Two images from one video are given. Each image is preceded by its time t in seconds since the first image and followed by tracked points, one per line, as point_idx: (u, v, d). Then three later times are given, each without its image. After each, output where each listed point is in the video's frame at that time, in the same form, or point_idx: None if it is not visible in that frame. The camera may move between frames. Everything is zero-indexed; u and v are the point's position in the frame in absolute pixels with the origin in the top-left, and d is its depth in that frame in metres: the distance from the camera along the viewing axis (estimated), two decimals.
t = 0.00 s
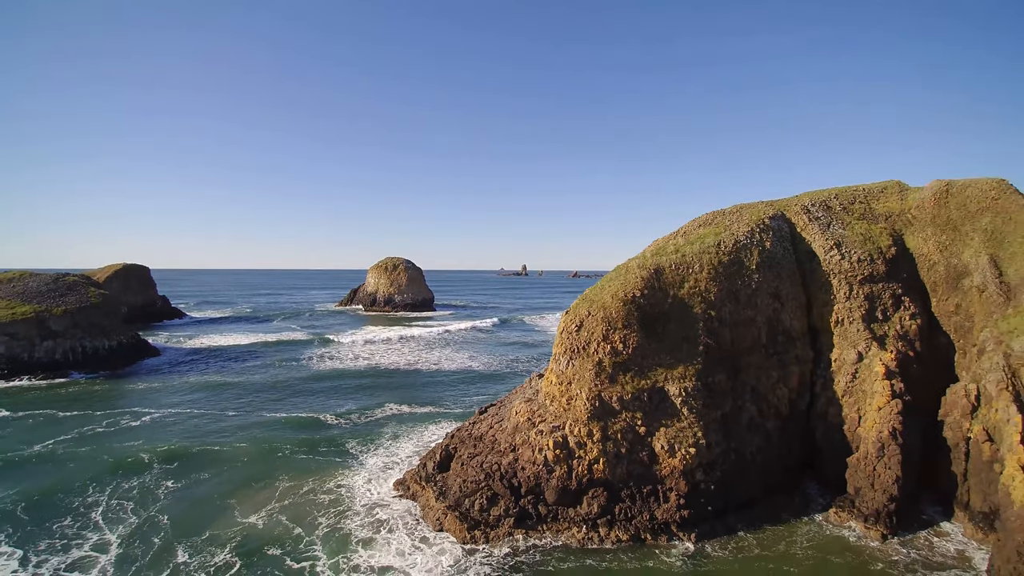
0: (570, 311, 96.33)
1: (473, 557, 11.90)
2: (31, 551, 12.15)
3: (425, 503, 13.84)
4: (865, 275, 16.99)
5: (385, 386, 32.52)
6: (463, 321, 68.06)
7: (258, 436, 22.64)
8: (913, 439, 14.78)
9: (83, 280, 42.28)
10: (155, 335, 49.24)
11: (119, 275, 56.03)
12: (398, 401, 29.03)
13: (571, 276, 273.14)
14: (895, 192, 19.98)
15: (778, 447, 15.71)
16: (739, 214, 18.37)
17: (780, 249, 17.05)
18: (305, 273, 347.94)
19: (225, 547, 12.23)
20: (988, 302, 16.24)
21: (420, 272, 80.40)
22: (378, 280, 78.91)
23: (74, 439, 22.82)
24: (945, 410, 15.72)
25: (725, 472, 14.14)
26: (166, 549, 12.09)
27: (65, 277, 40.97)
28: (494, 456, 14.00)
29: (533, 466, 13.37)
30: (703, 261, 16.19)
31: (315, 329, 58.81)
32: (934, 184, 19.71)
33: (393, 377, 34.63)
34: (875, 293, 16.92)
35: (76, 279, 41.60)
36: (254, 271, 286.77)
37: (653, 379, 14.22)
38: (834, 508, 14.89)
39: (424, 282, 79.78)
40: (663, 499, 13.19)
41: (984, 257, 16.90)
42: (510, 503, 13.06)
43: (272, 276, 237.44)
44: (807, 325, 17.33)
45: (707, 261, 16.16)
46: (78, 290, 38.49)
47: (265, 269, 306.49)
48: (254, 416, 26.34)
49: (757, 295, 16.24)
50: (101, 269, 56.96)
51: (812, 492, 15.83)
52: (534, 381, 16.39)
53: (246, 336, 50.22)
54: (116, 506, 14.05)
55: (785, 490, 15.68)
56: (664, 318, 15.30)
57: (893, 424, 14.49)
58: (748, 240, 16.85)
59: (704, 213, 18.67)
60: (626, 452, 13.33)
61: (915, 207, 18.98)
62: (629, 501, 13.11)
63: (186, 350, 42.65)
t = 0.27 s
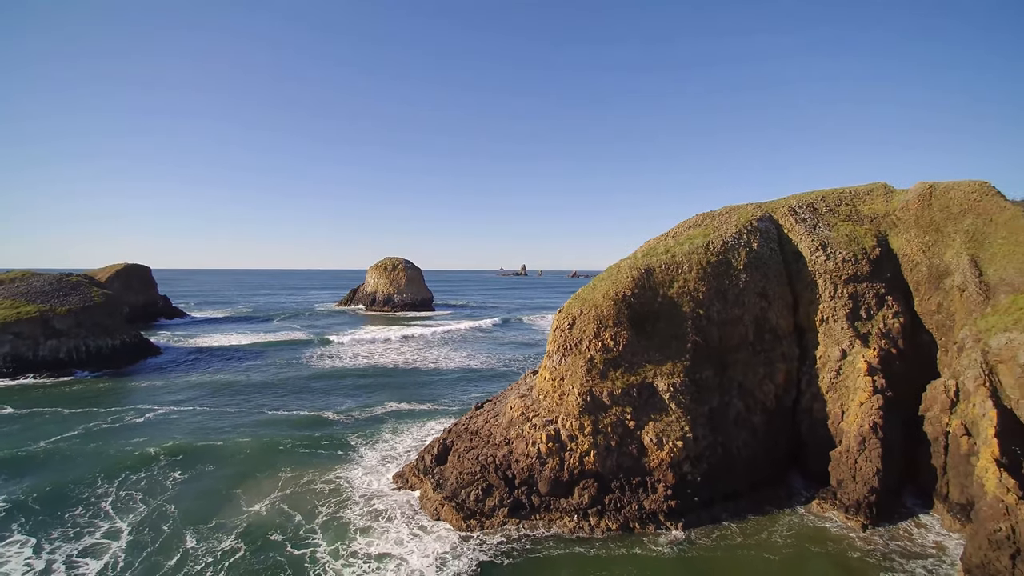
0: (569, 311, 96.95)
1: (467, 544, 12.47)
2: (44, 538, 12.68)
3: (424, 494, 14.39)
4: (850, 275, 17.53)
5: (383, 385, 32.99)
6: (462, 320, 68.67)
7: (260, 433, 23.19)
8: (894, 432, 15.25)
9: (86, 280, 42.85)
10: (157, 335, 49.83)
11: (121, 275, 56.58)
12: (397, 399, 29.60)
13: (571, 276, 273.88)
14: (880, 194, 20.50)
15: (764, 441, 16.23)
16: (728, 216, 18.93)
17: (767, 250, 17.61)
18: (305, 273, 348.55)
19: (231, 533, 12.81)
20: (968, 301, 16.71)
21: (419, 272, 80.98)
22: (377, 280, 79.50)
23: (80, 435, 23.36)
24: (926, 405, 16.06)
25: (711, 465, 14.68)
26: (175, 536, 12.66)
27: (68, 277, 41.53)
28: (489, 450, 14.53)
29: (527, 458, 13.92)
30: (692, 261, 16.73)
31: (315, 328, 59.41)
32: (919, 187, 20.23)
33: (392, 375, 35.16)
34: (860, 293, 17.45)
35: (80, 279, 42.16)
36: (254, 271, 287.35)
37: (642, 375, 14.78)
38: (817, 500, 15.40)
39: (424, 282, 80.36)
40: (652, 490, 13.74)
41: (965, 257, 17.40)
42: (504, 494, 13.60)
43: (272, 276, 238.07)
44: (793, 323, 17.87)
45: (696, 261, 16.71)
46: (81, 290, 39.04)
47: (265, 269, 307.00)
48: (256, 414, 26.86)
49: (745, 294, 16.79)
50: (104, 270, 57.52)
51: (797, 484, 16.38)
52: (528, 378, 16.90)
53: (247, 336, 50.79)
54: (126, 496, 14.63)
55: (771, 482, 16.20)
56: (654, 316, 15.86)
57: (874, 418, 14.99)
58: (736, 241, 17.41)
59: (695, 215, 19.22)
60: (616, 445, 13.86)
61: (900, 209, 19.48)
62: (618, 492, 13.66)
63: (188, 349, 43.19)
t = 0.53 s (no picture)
0: (568, 311, 97.59)
1: (462, 532, 13.01)
2: (57, 526, 13.22)
3: (421, 486, 14.95)
4: (835, 275, 18.07)
5: (381, 384, 33.46)
6: (461, 320, 69.28)
7: (262, 429, 23.78)
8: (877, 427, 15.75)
9: (89, 280, 43.41)
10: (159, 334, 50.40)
11: (123, 275, 57.15)
12: (397, 397, 30.21)
13: (570, 276, 274.56)
14: (867, 197, 21.02)
15: (751, 435, 16.77)
16: (717, 218, 19.49)
17: (755, 251, 18.16)
18: (305, 273, 349.17)
19: (236, 521, 13.37)
20: (950, 301, 17.14)
21: (419, 272, 81.60)
22: (377, 280, 80.11)
23: (86, 431, 23.92)
24: (908, 401, 16.54)
25: (699, 458, 15.22)
26: (182, 523, 13.23)
27: (72, 276, 42.09)
28: (484, 443, 15.07)
29: (521, 451, 14.47)
30: (682, 262, 17.28)
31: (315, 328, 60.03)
32: (905, 189, 20.71)
33: (391, 374, 35.71)
34: (845, 292, 17.98)
35: (83, 279, 42.72)
36: (254, 271, 287.97)
37: (632, 372, 15.33)
38: (801, 492, 15.94)
39: (423, 282, 80.97)
40: (640, 482, 14.28)
41: (948, 258, 17.85)
42: (498, 485, 14.15)
43: (272, 276, 238.68)
44: (781, 321, 18.41)
45: (686, 261, 17.26)
46: (85, 290, 39.59)
47: (265, 269, 307.58)
48: (257, 411, 27.43)
49: (733, 293, 17.33)
50: (105, 269, 58.08)
51: (783, 477, 16.93)
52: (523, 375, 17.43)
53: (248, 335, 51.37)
54: (134, 486, 15.21)
55: (758, 475, 16.73)
56: (644, 315, 16.41)
57: (856, 413, 15.49)
58: (724, 242, 17.96)
59: (685, 217, 19.77)
60: (606, 438, 14.41)
61: (885, 211, 19.99)
62: (608, 484, 14.22)
63: (190, 348, 43.79)
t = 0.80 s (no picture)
0: (567, 311, 98.24)
1: (457, 521, 13.55)
2: (69, 515, 13.78)
3: (419, 478, 15.51)
4: (821, 274, 18.60)
5: (381, 382, 33.97)
6: (461, 319, 69.89)
7: (265, 426, 24.38)
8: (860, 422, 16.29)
9: (93, 279, 44.01)
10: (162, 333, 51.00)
11: (126, 275, 57.76)
12: (396, 394, 30.81)
13: (570, 276, 275.24)
14: (854, 199, 21.55)
15: (739, 429, 17.32)
16: (707, 219, 20.05)
17: (743, 251, 18.71)
18: (305, 273, 349.88)
19: (240, 510, 13.93)
20: (932, 300, 17.61)
21: (419, 272, 82.23)
22: (377, 280, 80.76)
23: (92, 427, 24.47)
24: (890, 396, 17.02)
25: (687, 451, 15.77)
26: (189, 512, 13.79)
27: (76, 276, 42.68)
28: (480, 437, 15.62)
29: (515, 444, 15.03)
30: (672, 262, 17.83)
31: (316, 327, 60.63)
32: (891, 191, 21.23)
33: (390, 373, 36.26)
34: (831, 292, 18.53)
35: (87, 278, 43.31)
36: (255, 271, 288.69)
37: (623, 368, 15.87)
38: (787, 484, 16.49)
39: (423, 282, 81.62)
40: (630, 474, 14.84)
41: (930, 258, 18.35)
42: (493, 476, 14.71)
43: (273, 276, 239.42)
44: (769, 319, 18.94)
45: (676, 261, 17.81)
46: (89, 289, 40.17)
47: (265, 269, 308.28)
48: (259, 409, 28.00)
49: (722, 292, 17.87)
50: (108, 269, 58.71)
51: (771, 470, 17.48)
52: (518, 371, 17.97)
53: (250, 335, 51.96)
54: (142, 477, 15.78)
55: (745, 468, 17.30)
56: (635, 313, 16.95)
57: (839, 408, 16.04)
58: (714, 242, 18.50)
59: (676, 218, 20.31)
60: (597, 432, 14.95)
61: (871, 212, 20.51)
62: (599, 476, 14.78)
63: (192, 346, 44.38)
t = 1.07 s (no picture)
0: (566, 310, 98.82)
1: (453, 510, 14.11)
2: (80, 504, 14.36)
3: (417, 471, 16.07)
4: (808, 274, 19.15)
5: (380, 380, 34.52)
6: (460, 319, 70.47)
7: (267, 422, 24.96)
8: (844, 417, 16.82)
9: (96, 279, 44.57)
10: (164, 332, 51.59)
11: (128, 275, 58.34)
12: (396, 392, 31.39)
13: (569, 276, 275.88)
14: (842, 200, 22.11)
15: (727, 424, 17.86)
16: (698, 220, 20.60)
17: (732, 251, 19.26)
18: (305, 273, 350.57)
19: (244, 499, 14.51)
20: (915, 299, 18.12)
21: (418, 272, 82.83)
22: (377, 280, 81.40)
23: (98, 423, 25.04)
24: (874, 392, 17.56)
25: (676, 445, 16.31)
26: (195, 501, 14.38)
27: (79, 276, 43.25)
28: (476, 431, 16.18)
29: (510, 437, 15.59)
30: (663, 262, 18.38)
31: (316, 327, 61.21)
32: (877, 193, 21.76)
33: (389, 371, 36.83)
34: (817, 291, 19.07)
35: (90, 278, 43.88)
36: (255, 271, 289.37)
37: (614, 364, 16.40)
38: (772, 476, 17.05)
39: (422, 282, 82.25)
40: (620, 466, 15.39)
41: (914, 258, 18.88)
42: (488, 469, 15.26)
43: (273, 276, 240.15)
44: (757, 318, 19.48)
45: (666, 262, 18.35)
46: (93, 289, 40.74)
47: (265, 270, 308.96)
48: (260, 406, 28.57)
49: (711, 291, 18.41)
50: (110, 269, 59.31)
51: (758, 464, 18.04)
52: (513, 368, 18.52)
53: (251, 334, 52.53)
54: (149, 469, 16.39)
55: (733, 462, 17.86)
56: (626, 311, 17.48)
57: (823, 403, 16.58)
58: (703, 243, 19.04)
59: (668, 219, 20.86)
60: (589, 426, 15.50)
61: (858, 213, 21.06)
62: (591, 468, 15.34)
63: (194, 345, 44.97)
